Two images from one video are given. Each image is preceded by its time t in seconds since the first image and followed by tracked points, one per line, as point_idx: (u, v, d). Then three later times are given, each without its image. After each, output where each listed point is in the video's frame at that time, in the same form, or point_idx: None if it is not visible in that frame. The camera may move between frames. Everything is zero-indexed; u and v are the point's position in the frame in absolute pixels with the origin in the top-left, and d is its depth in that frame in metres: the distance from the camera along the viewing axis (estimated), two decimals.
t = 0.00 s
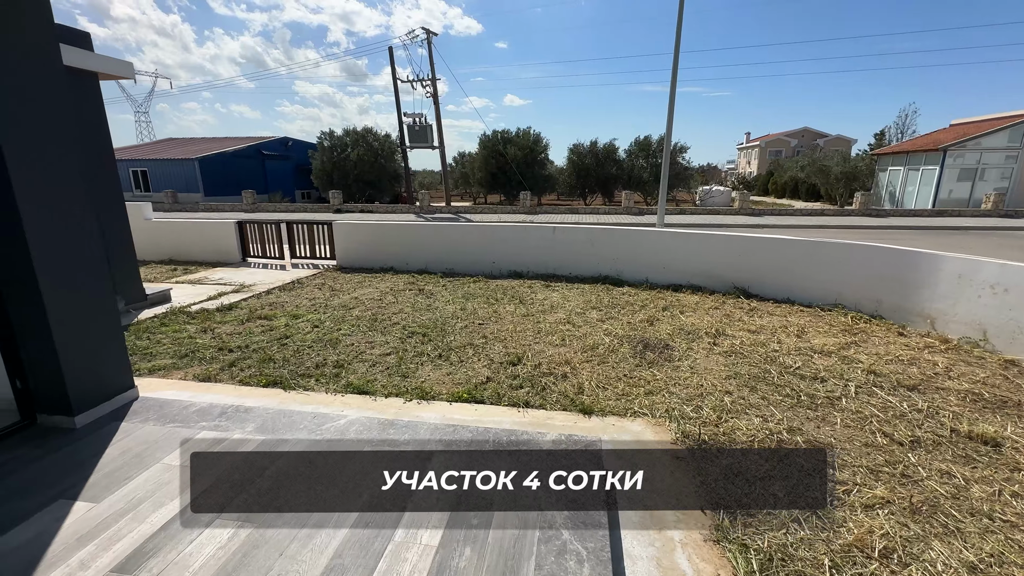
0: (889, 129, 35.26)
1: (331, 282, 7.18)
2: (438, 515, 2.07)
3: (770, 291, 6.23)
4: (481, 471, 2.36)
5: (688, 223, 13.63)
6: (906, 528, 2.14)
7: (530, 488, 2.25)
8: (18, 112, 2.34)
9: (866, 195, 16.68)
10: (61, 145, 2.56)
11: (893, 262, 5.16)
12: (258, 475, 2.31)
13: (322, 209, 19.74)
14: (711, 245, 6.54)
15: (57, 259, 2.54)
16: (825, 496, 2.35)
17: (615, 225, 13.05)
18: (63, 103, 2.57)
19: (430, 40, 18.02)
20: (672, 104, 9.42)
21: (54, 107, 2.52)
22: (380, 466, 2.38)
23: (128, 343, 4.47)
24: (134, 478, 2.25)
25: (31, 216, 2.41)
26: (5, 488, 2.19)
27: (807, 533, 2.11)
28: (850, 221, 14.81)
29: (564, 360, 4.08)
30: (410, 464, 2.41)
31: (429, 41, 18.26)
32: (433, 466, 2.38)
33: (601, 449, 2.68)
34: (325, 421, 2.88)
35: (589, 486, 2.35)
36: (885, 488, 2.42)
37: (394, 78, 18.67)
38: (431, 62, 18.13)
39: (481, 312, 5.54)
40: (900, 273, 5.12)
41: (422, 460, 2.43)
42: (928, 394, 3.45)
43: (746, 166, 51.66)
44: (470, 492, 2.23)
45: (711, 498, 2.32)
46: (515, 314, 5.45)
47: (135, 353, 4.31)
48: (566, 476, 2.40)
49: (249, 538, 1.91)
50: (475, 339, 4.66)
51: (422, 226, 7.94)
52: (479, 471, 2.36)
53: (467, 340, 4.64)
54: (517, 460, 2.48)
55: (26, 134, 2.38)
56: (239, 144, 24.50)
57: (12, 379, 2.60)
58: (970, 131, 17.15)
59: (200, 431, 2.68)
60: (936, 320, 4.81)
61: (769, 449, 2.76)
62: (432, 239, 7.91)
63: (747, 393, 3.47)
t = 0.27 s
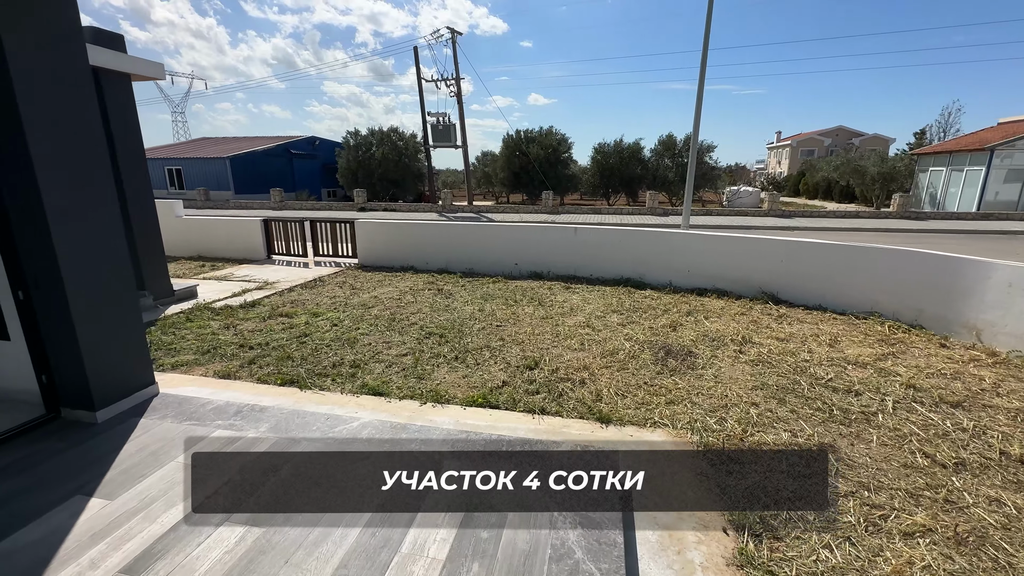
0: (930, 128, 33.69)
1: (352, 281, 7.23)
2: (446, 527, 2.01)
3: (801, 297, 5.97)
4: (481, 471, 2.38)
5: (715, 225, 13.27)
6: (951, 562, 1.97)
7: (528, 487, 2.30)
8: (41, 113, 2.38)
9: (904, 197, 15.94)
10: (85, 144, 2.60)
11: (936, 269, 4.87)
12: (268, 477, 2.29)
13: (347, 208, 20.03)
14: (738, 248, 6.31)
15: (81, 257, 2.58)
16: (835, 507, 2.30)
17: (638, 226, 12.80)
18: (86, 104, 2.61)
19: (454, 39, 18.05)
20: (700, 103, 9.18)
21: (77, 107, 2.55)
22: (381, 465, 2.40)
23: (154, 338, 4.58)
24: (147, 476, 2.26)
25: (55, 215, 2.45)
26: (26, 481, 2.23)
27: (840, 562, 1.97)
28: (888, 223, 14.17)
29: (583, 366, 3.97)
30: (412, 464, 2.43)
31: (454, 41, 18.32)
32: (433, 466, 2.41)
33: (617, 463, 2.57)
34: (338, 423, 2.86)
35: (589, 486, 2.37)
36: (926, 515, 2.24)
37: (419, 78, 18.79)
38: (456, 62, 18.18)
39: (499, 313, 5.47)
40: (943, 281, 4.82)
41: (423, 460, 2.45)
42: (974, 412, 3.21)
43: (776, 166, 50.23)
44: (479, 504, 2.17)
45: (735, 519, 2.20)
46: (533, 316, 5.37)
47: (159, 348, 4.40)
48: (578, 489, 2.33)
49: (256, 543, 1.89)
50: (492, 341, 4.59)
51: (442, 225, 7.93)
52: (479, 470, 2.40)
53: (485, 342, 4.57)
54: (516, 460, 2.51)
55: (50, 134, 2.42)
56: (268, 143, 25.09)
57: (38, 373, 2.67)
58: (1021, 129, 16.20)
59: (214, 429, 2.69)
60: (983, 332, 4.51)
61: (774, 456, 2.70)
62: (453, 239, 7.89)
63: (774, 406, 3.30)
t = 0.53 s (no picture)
0: (978, 128, 32.00)
1: (373, 279, 7.25)
2: (457, 542, 1.93)
3: (838, 304, 5.67)
4: (481, 471, 2.38)
5: (743, 227, 12.84)
6: None
7: (531, 490, 2.27)
8: (65, 108, 2.39)
9: (948, 200, 15.15)
10: (109, 140, 2.61)
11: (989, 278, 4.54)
12: (277, 480, 2.25)
13: (371, 207, 20.26)
14: (769, 252, 6.04)
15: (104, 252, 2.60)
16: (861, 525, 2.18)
17: (664, 228, 12.49)
18: (111, 98, 2.62)
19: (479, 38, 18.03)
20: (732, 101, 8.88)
21: (102, 102, 2.56)
22: (382, 465, 2.39)
23: (179, 333, 4.65)
24: (159, 475, 2.24)
25: (78, 210, 2.47)
26: (43, 476, 2.24)
27: None
28: (930, 228, 13.47)
29: (604, 372, 3.83)
30: (413, 464, 2.42)
31: (480, 40, 18.29)
32: (433, 465, 2.40)
33: (630, 473, 2.50)
34: (351, 425, 2.80)
35: (590, 487, 2.35)
36: (982, 550, 2.04)
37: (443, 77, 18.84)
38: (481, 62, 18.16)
39: (518, 315, 5.37)
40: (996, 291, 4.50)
41: (422, 460, 2.45)
42: None
43: (809, 167, 48.62)
44: (488, 512, 2.11)
45: (767, 545, 2.04)
46: (553, 319, 5.25)
47: (184, 342, 4.47)
48: (586, 498, 2.28)
49: (261, 551, 1.84)
50: (511, 344, 4.49)
51: (464, 225, 7.88)
52: (480, 471, 2.39)
53: (504, 344, 4.48)
54: (516, 460, 2.51)
55: (73, 129, 2.43)
56: (297, 143, 25.62)
57: (62, 368, 2.70)
58: None
59: (228, 429, 2.67)
60: None
61: (787, 466, 2.59)
62: (474, 239, 7.83)
63: (809, 421, 3.10)
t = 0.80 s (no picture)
0: None
1: (394, 278, 7.16)
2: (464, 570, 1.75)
3: (886, 315, 5.26)
4: (481, 471, 2.36)
5: (778, 231, 12.28)
6: None
7: (531, 490, 2.24)
8: (75, 95, 2.32)
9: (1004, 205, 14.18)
10: (121, 129, 2.54)
11: None
12: (278, 490, 2.12)
13: (396, 206, 20.38)
14: (809, 257, 5.66)
15: (112, 245, 2.53)
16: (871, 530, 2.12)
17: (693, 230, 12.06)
18: (124, 87, 2.54)
19: (506, 37, 17.90)
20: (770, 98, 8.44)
21: (114, 90, 2.49)
22: (389, 479, 2.25)
23: (198, 329, 4.64)
24: (157, 481, 2.14)
25: (85, 201, 2.40)
26: (42, 476, 2.17)
27: None
28: (983, 234, 12.61)
29: (630, 382, 3.59)
30: (412, 464, 2.39)
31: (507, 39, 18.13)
32: (433, 465, 2.37)
33: (631, 473, 2.48)
34: (359, 433, 2.66)
35: (590, 487, 2.33)
36: None
37: (470, 77, 18.78)
38: (508, 61, 17.99)
39: (540, 319, 5.17)
40: None
41: (421, 460, 2.42)
42: None
43: (847, 169, 46.69)
44: (486, 512, 2.08)
45: None
46: (577, 323, 5.02)
47: (202, 339, 4.44)
48: (588, 497, 2.25)
49: (253, 572, 1.70)
50: (531, 349, 4.29)
51: (486, 224, 7.73)
52: (480, 471, 2.37)
53: (524, 349, 4.28)
54: (516, 460, 2.48)
55: (83, 118, 2.36)
56: (326, 142, 26.05)
57: (70, 363, 2.65)
58: None
59: (234, 433, 2.57)
60: None
61: (800, 476, 2.50)
62: (497, 239, 7.68)
63: (859, 445, 2.79)
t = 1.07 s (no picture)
0: None
1: (417, 280, 7.07)
2: None
3: (946, 332, 4.81)
4: (481, 472, 2.41)
5: (818, 237, 11.66)
6: None
7: (530, 490, 2.30)
8: (88, 94, 2.26)
9: None
10: (135, 129, 2.47)
11: None
12: (277, 516, 2.00)
13: (424, 206, 20.46)
14: (857, 268, 5.25)
15: (125, 247, 2.47)
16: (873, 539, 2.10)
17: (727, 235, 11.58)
18: (140, 85, 2.48)
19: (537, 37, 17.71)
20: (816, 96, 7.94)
21: (129, 89, 2.43)
22: (395, 508, 2.11)
23: (219, 330, 4.63)
24: (156, 498, 2.04)
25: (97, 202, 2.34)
26: (43, 486, 2.10)
27: None
28: None
29: (660, 401, 3.34)
30: (411, 464, 2.43)
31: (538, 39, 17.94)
32: (433, 466, 2.42)
33: (630, 473, 2.52)
34: (368, 451, 2.52)
35: (589, 486, 2.38)
36: None
37: (500, 77, 18.68)
38: (539, 60, 17.79)
39: (564, 327, 4.94)
40: None
41: (422, 460, 2.47)
42: None
43: (892, 172, 44.49)
44: (485, 511, 2.14)
45: None
46: (603, 333, 4.78)
47: (222, 340, 4.42)
48: (586, 496, 2.31)
49: None
50: (555, 361, 4.07)
51: (511, 227, 7.55)
52: (480, 471, 2.42)
53: (547, 360, 4.08)
54: (533, 491, 2.30)
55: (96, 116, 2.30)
56: (357, 143, 26.44)
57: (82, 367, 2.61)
58: None
59: (239, 446, 2.46)
60: None
61: (806, 485, 2.46)
62: (522, 242, 7.49)
63: (923, 485, 2.48)
